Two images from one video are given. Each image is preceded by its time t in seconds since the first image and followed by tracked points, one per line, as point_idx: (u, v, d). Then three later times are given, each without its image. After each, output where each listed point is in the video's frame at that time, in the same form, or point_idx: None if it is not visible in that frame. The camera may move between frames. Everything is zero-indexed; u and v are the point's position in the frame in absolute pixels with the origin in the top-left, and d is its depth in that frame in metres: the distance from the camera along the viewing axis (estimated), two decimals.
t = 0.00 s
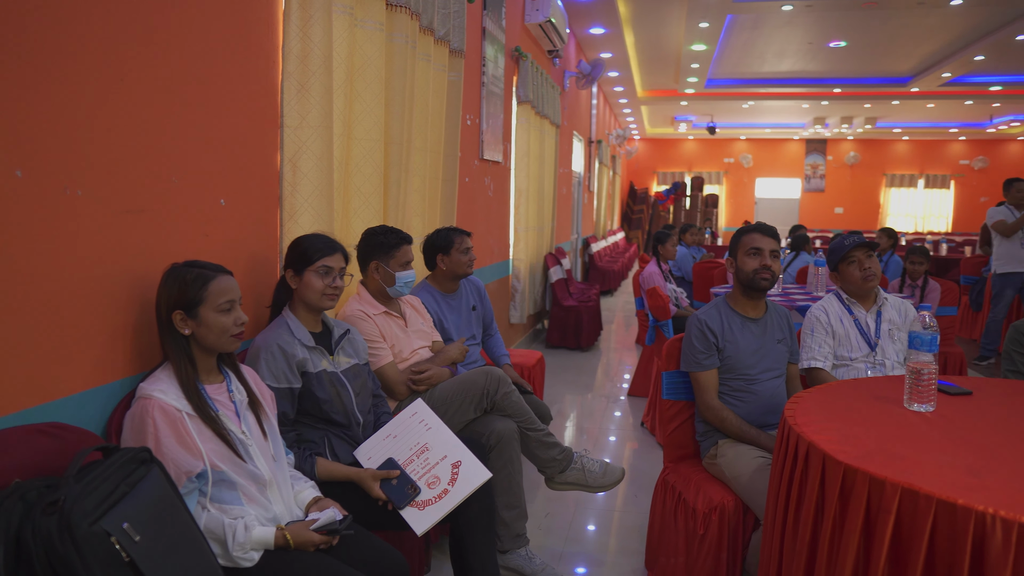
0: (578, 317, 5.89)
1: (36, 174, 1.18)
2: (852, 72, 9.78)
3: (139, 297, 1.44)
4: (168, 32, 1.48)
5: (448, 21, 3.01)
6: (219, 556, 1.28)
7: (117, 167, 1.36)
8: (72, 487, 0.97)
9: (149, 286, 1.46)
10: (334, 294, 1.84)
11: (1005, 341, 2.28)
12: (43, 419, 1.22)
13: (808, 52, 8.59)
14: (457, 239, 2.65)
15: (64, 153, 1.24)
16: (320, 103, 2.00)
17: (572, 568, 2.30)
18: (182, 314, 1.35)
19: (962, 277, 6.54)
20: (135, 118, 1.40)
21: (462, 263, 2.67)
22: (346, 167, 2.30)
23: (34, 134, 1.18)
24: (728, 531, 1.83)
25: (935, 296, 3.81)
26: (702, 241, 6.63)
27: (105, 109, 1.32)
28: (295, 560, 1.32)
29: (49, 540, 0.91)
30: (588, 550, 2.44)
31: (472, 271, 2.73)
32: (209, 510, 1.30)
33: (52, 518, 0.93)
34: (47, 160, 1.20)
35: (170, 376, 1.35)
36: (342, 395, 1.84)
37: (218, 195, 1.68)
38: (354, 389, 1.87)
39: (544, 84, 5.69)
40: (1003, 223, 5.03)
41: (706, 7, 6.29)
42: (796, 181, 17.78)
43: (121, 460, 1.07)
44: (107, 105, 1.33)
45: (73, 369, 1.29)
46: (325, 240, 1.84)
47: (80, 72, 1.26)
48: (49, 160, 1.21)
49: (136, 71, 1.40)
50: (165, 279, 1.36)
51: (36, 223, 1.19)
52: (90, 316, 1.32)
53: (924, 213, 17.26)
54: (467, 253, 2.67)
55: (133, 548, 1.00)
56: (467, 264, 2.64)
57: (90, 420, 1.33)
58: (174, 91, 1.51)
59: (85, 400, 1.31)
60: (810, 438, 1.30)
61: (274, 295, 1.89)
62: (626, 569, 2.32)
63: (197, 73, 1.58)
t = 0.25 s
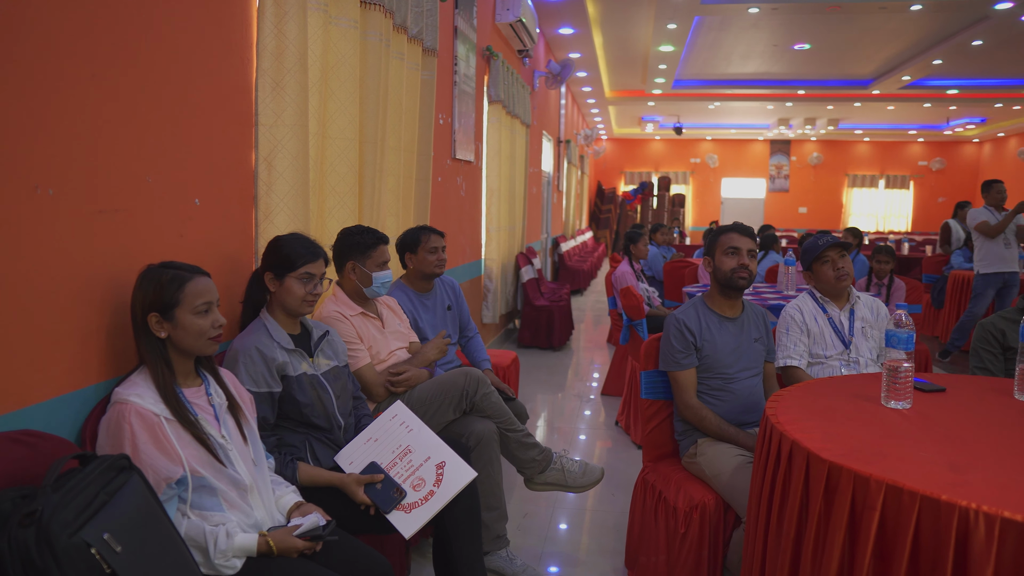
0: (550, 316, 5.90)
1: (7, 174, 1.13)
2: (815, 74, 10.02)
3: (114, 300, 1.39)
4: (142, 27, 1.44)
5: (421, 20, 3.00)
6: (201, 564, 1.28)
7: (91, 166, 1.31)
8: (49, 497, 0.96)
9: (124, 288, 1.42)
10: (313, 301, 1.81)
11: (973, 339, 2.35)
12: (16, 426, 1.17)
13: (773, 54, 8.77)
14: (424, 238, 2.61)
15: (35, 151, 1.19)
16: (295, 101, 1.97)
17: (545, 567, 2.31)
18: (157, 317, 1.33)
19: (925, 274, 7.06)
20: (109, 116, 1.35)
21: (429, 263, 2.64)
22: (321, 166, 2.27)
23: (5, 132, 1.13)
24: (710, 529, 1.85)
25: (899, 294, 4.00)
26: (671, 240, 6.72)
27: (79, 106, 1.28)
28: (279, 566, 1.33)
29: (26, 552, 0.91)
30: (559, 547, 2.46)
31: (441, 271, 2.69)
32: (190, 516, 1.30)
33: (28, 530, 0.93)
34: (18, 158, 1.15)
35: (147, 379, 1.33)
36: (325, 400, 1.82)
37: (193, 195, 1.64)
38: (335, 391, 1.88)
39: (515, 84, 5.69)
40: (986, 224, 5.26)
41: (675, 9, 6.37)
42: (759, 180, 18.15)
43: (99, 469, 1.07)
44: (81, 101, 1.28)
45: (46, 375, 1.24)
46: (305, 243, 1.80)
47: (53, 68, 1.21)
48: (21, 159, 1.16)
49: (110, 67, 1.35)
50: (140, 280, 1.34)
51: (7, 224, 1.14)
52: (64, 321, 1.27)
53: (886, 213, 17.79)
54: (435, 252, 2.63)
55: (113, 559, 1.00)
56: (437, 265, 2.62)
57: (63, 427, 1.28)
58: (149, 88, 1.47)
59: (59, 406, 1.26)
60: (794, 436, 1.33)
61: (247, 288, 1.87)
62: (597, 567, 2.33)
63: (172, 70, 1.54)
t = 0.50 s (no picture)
0: (535, 316, 5.90)
1: None
2: (794, 75, 10.16)
3: (102, 303, 1.37)
4: (131, 25, 1.42)
5: (408, 20, 2.99)
6: (195, 571, 1.27)
7: (79, 166, 1.29)
8: (41, 508, 0.95)
9: (114, 290, 1.40)
10: (304, 302, 1.79)
11: (959, 337, 2.38)
12: (5, 433, 1.15)
13: (754, 55, 8.87)
14: (407, 238, 2.59)
15: (23, 150, 1.16)
16: (283, 101, 1.96)
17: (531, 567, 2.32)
18: (147, 320, 1.30)
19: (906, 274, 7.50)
20: (99, 115, 1.33)
21: (409, 263, 2.62)
22: (308, 167, 2.26)
23: None
24: (702, 529, 1.88)
25: (882, 294, 4.10)
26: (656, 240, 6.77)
27: (68, 104, 1.25)
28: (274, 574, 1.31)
29: (18, 563, 0.89)
30: (542, 547, 2.47)
31: (424, 272, 2.68)
32: (182, 523, 1.29)
33: (20, 541, 0.91)
34: (7, 157, 1.13)
35: (137, 384, 1.31)
36: (314, 401, 1.81)
37: (181, 196, 1.61)
38: (325, 393, 1.87)
39: (498, 84, 5.69)
40: (986, 223, 5.53)
41: (657, 10, 6.42)
42: (739, 180, 18.34)
43: (91, 477, 1.04)
44: (68, 99, 1.26)
45: (36, 380, 1.21)
46: (296, 249, 1.78)
47: (41, 65, 1.19)
48: (9, 159, 1.13)
49: (99, 65, 1.33)
50: (129, 282, 1.31)
51: None
52: (53, 325, 1.24)
53: (864, 212, 18.08)
54: (417, 253, 2.61)
55: (108, 569, 0.98)
56: (418, 266, 2.60)
57: (52, 433, 1.25)
58: (136, 86, 1.44)
59: (47, 412, 1.24)
60: (789, 436, 1.36)
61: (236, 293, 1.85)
62: (580, 567, 2.34)
63: (161, 68, 1.52)
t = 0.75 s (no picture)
0: (527, 316, 5.89)
1: None
2: (783, 75, 10.24)
3: (99, 303, 1.39)
4: (126, 26, 1.43)
5: (401, 19, 2.99)
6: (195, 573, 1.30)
7: (74, 164, 1.29)
8: (42, 513, 0.96)
9: (111, 290, 1.42)
10: (297, 302, 1.78)
11: (953, 336, 2.43)
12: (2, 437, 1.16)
13: (743, 55, 8.92)
14: (399, 238, 2.57)
15: (20, 149, 1.17)
16: (278, 100, 1.98)
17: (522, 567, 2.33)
18: (145, 321, 1.33)
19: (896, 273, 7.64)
20: (93, 114, 1.34)
21: (400, 263, 2.61)
22: (303, 166, 2.27)
23: None
24: (701, 528, 1.88)
25: (874, 294, 4.16)
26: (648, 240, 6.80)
27: (63, 103, 1.26)
28: None
29: (19, 568, 0.91)
30: (535, 547, 2.47)
31: (417, 272, 2.66)
32: (182, 525, 1.32)
33: (20, 547, 0.93)
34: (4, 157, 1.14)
35: (135, 385, 1.33)
36: (311, 403, 1.79)
37: (176, 196, 1.63)
38: (321, 395, 1.84)
39: (490, 84, 5.69)
40: (996, 224, 5.59)
41: (648, 10, 6.44)
42: (729, 180, 18.43)
43: (90, 481, 1.06)
44: (64, 99, 1.27)
45: (33, 380, 1.23)
46: (282, 246, 1.76)
47: (35, 63, 1.20)
48: (6, 158, 1.15)
49: (91, 63, 1.33)
50: (125, 283, 1.33)
51: None
52: (47, 323, 1.25)
53: (853, 211, 18.23)
54: (409, 253, 2.59)
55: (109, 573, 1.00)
56: (410, 266, 2.58)
57: (50, 436, 1.27)
58: (131, 87, 1.45)
59: (44, 414, 1.25)
60: (791, 436, 1.37)
61: (224, 298, 1.82)
62: (573, 567, 2.34)
63: (153, 68, 1.52)
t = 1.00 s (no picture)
0: (524, 316, 5.89)
1: None
2: (777, 75, 10.28)
3: (100, 301, 1.39)
4: (126, 26, 1.44)
5: (399, 17, 2.98)
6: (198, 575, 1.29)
7: (74, 161, 1.30)
8: (45, 515, 0.96)
9: (111, 289, 1.42)
10: (297, 302, 1.77)
11: (953, 335, 2.50)
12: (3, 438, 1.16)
13: (738, 55, 8.94)
14: (397, 238, 2.56)
15: (22, 148, 1.18)
16: (277, 99, 1.99)
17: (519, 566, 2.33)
18: (146, 321, 1.33)
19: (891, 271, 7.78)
20: (92, 110, 1.34)
21: (399, 263, 2.60)
22: (302, 165, 2.29)
23: None
24: (703, 527, 1.88)
25: (870, 292, 4.20)
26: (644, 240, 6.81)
27: (63, 99, 1.27)
28: None
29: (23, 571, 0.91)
30: (533, 547, 2.47)
31: (415, 272, 2.64)
32: (186, 526, 1.31)
33: (24, 549, 0.92)
34: (7, 155, 1.15)
35: (137, 384, 1.33)
36: (312, 402, 1.79)
37: (176, 195, 1.64)
38: (321, 395, 1.83)
39: (486, 83, 5.69)
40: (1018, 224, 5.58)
41: (644, 9, 6.45)
42: (723, 180, 18.49)
43: (94, 482, 1.05)
44: (66, 97, 1.28)
45: (35, 379, 1.23)
46: (279, 245, 1.75)
47: (36, 60, 1.21)
48: (9, 157, 1.15)
49: (89, 61, 1.33)
50: (126, 283, 1.33)
51: None
52: (44, 321, 1.25)
53: (847, 211, 18.31)
54: (407, 252, 2.58)
55: None
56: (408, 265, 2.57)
57: (50, 437, 1.27)
58: (132, 87, 1.47)
59: (44, 416, 1.25)
60: (795, 435, 1.39)
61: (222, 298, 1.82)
62: (571, 567, 2.34)
63: (151, 66, 1.53)
